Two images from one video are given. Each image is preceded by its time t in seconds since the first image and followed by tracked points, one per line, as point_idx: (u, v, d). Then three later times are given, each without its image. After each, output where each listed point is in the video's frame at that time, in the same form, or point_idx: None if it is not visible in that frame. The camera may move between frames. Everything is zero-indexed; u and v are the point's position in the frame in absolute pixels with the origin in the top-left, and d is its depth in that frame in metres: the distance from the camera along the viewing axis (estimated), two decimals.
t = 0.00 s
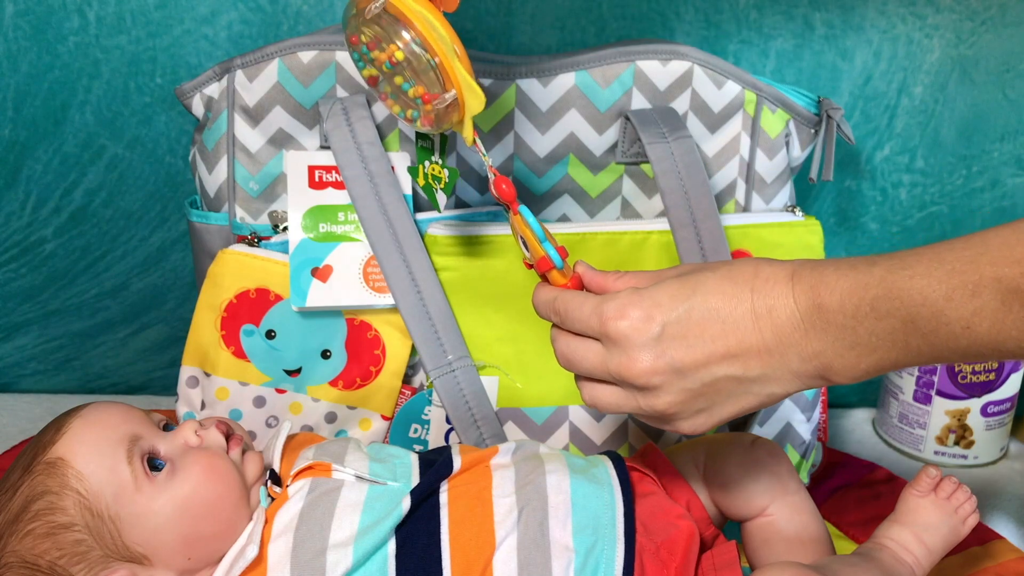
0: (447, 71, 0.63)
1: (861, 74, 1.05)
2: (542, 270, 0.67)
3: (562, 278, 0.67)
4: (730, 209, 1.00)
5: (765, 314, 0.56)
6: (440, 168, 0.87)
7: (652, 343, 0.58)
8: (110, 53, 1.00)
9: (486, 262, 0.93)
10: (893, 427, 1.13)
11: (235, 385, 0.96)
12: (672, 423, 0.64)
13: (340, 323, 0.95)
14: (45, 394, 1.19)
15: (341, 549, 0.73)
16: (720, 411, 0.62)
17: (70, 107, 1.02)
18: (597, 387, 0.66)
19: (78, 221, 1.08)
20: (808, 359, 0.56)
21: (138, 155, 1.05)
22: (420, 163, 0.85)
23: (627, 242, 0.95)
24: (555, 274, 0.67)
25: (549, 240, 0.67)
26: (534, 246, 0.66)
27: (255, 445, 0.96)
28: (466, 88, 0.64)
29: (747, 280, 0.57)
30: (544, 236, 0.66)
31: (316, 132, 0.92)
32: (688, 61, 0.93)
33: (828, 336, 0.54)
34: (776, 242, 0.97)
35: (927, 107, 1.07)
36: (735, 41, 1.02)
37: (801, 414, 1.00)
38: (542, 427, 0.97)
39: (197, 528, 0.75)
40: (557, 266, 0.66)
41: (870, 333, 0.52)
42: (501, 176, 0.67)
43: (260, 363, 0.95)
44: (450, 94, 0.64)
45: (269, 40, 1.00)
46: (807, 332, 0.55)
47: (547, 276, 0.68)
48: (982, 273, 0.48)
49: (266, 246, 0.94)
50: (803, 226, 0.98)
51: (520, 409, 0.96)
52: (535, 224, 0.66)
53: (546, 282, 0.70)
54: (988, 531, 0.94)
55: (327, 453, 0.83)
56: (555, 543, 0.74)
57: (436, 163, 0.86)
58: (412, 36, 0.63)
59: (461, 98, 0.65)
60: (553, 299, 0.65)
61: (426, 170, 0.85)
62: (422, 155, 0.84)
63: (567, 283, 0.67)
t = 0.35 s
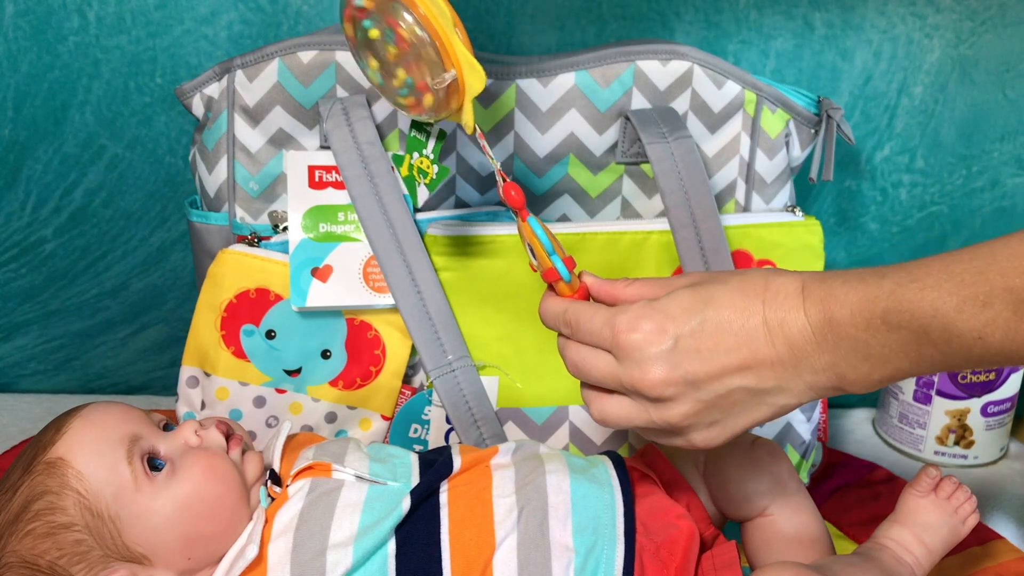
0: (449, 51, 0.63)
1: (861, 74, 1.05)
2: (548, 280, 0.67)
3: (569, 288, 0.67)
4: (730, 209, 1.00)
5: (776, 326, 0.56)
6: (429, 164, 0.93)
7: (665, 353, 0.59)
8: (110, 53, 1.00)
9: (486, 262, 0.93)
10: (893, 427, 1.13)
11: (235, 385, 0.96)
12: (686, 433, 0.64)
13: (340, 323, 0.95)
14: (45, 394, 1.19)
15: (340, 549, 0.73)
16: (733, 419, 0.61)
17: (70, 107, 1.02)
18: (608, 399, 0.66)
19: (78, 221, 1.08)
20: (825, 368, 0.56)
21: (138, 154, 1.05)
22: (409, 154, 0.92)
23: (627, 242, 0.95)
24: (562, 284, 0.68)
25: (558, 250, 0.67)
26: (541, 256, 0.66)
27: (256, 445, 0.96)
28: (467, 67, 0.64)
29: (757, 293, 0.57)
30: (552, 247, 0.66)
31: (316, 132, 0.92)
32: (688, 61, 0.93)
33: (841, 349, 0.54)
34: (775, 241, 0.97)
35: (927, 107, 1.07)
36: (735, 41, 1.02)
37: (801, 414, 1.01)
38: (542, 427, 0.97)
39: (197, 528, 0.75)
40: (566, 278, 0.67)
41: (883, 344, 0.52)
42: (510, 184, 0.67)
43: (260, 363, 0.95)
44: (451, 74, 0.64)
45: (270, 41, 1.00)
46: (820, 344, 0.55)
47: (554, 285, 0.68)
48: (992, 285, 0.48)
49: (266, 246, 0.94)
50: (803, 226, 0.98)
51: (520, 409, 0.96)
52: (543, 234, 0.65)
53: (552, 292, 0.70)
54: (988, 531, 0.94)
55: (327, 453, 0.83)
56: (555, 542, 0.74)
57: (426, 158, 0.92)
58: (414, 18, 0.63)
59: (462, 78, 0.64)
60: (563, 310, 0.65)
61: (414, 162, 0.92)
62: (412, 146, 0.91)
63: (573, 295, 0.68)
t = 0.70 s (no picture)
0: (449, 65, 0.64)
1: (861, 74, 1.05)
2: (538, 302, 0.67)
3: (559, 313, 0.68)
4: (730, 209, 1.00)
5: (764, 345, 0.56)
6: (429, 174, 0.93)
7: (654, 382, 0.59)
8: (110, 53, 1.00)
9: (486, 262, 0.93)
10: (893, 427, 1.13)
11: (235, 385, 0.96)
12: (688, 455, 0.64)
13: (340, 322, 0.95)
14: (45, 394, 1.19)
15: (341, 549, 0.73)
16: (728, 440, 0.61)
17: (70, 107, 1.02)
18: (603, 426, 0.66)
19: (78, 221, 1.08)
20: (817, 383, 0.55)
21: (138, 154, 1.05)
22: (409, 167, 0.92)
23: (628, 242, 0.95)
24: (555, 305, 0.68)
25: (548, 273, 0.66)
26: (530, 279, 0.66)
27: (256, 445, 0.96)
28: (464, 82, 0.64)
29: (744, 312, 0.57)
30: (541, 273, 0.65)
31: (316, 132, 0.92)
32: (688, 61, 0.93)
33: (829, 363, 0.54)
34: (775, 241, 0.97)
35: (927, 107, 1.07)
36: (735, 41, 1.02)
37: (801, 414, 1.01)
38: (542, 427, 0.97)
39: (196, 528, 0.75)
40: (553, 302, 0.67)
41: (872, 356, 0.52)
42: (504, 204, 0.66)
43: (260, 364, 0.95)
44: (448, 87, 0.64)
45: (269, 41, 1.00)
46: (809, 358, 0.55)
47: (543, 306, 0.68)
48: (976, 295, 0.47)
49: (266, 246, 0.94)
50: (803, 226, 0.98)
51: (520, 409, 0.96)
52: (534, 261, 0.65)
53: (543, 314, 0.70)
54: (988, 531, 0.94)
55: (327, 453, 0.83)
56: (555, 543, 0.74)
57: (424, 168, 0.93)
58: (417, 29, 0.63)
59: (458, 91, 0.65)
60: (552, 338, 0.65)
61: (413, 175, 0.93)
62: (412, 159, 0.92)
63: (560, 318, 0.68)
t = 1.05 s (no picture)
0: (461, 89, 0.64)
1: (861, 74, 1.05)
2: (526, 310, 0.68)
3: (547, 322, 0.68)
4: (730, 209, 1.00)
5: (746, 358, 0.56)
6: (439, 192, 0.89)
7: (637, 393, 0.60)
8: (110, 53, 1.00)
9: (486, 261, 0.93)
10: (893, 427, 1.13)
11: (235, 385, 0.96)
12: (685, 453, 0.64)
13: (340, 322, 0.95)
14: (45, 394, 1.19)
15: (340, 549, 0.73)
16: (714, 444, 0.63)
17: (70, 107, 1.02)
18: (591, 429, 0.67)
19: (78, 221, 1.08)
20: (799, 395, 0.56)
21: (138, 155, 1.05)
22: (419, 184, 0.88)
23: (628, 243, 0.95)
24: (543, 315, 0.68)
25: (537, 283, 0.67)
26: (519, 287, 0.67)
27: (256, 445, 0.96)
28: (477, 106, 0.64)
29: (735, 315, 0.57)
30: (528, 283, 0.67)
31: (316, 132, 0.92)
32: (688, 61, 0.93)
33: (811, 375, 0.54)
34: (775, 241, 0.97)
35: (927, 107, 1.07)
36: (735, 42, 1.02)
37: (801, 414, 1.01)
38: (542, 428, 0.97)
39: (196, 529, 0.75)
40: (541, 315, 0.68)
41: (854, 365, 0.52)
42: (502, 214, 0.68)
43: (260, 364, 0.96)
44: (460, 112, 0.65)
45: (269, 41, 1.00)
46: (791, 369, 0.55)
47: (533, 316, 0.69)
48: (956, 305, 0.47)
49: (266, 246, 0.95)
50: (803, 226, 0.98)
51: (520, 409, 0.96)
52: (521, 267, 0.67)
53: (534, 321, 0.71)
54: (988, 531, 0.94)
55: (327, 453, 0.83)
56: (555, 543, 0.74)
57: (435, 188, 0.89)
58: (427, 54, 0.63)
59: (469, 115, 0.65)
60: (536, 349, 0.66)
61: (424, 193, 0.89)
62: (422, 176, 0.88)
63: (547, 329, 0.68)
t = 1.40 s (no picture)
0: (474, 111, 0.62)
1: (861, 74, 1.05)
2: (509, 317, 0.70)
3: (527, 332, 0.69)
4: (730, 209, 1.00)
5: (712, 360, 0.57)
6: (457, 196, 0.84)
7: (609, 402, 0.62)
8: (110, 53, 1.00)
9: (485, 262, 0.92)
10: (893, 427, 1.13)
11: (235, 384, 0.96)
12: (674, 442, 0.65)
13: (340, 322, 0.95)
14: (45, 394, 1.19)
15: (340, 548, 0.73)
16: (688, 440, 0.65)
17: (70, 107, 1.02)
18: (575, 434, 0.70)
19: (78, 221, 1.08)
20: (767, 393, 0.57)
21: (138, 154, 1.05)
22: (438, 192, 0.82)
23: (629, 243, 0.95)
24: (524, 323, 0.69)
25: (519, 291, 0.68)
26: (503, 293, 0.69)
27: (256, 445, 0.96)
28: (489, 130, 0.62)
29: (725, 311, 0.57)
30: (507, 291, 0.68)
31: (316, 132, 0.92)
32: (688, 61, 0.93)
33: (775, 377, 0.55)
34: (776, 241, 0.97)
35: (927, 107, 1.07)
36: (735, 42, 1.02)
37: (801, 414, 1.01)
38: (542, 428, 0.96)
39: (196, 529, 0.75)
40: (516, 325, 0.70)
41: (821, 365, 0.53)
42: (494, 222, 0.69)
43: (261, 364, 0.96)
44: (473, 134, 0.63)
45: (270, 41, 1.00)
46: (758, 370, 0.56)
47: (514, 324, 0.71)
48: (919, 307, 0.48)
49: (266, 246, 0.95)
50: (803, 226, 0.98)
51: (520, 409, 0.96)
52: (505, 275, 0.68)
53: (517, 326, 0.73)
54: (988, 531, 0.94)
55: (327, 453, 0.83)
56: (556, 543, 0.74)
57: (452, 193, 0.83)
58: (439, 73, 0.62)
59: (483, 138, 0.63)
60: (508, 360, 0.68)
61: (444, 199, 0.83)
62: (439, 184, 0.82)
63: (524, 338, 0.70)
